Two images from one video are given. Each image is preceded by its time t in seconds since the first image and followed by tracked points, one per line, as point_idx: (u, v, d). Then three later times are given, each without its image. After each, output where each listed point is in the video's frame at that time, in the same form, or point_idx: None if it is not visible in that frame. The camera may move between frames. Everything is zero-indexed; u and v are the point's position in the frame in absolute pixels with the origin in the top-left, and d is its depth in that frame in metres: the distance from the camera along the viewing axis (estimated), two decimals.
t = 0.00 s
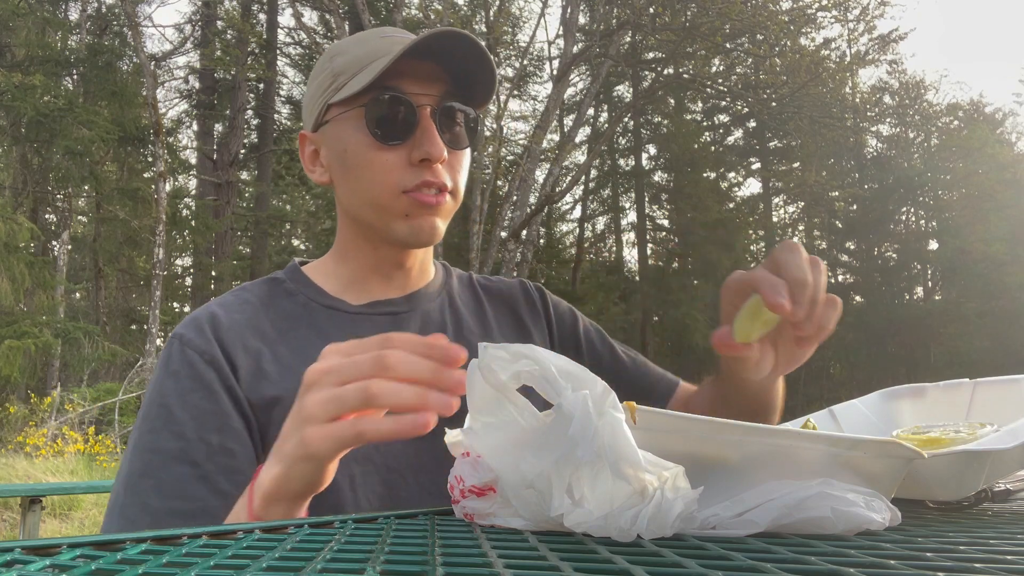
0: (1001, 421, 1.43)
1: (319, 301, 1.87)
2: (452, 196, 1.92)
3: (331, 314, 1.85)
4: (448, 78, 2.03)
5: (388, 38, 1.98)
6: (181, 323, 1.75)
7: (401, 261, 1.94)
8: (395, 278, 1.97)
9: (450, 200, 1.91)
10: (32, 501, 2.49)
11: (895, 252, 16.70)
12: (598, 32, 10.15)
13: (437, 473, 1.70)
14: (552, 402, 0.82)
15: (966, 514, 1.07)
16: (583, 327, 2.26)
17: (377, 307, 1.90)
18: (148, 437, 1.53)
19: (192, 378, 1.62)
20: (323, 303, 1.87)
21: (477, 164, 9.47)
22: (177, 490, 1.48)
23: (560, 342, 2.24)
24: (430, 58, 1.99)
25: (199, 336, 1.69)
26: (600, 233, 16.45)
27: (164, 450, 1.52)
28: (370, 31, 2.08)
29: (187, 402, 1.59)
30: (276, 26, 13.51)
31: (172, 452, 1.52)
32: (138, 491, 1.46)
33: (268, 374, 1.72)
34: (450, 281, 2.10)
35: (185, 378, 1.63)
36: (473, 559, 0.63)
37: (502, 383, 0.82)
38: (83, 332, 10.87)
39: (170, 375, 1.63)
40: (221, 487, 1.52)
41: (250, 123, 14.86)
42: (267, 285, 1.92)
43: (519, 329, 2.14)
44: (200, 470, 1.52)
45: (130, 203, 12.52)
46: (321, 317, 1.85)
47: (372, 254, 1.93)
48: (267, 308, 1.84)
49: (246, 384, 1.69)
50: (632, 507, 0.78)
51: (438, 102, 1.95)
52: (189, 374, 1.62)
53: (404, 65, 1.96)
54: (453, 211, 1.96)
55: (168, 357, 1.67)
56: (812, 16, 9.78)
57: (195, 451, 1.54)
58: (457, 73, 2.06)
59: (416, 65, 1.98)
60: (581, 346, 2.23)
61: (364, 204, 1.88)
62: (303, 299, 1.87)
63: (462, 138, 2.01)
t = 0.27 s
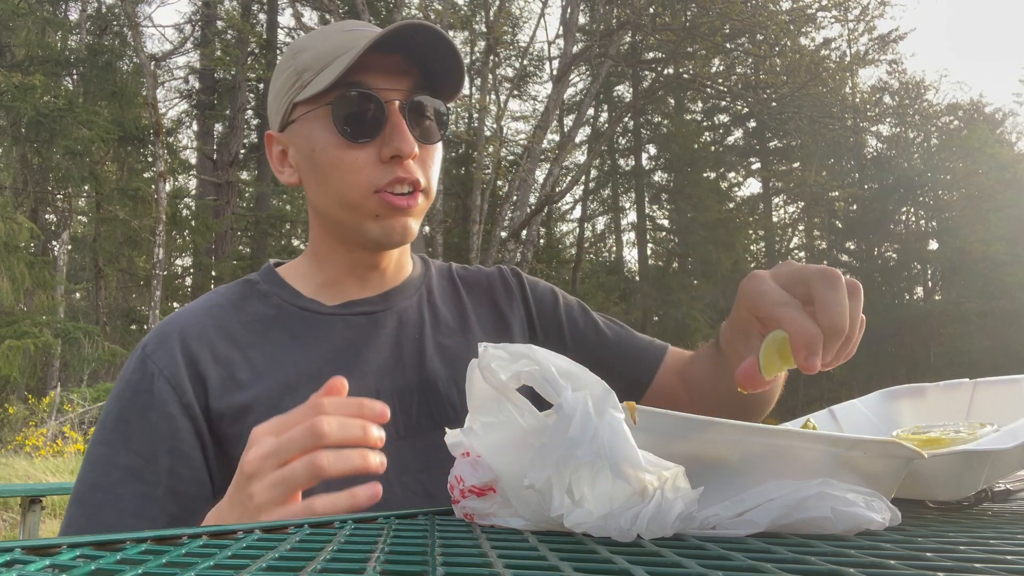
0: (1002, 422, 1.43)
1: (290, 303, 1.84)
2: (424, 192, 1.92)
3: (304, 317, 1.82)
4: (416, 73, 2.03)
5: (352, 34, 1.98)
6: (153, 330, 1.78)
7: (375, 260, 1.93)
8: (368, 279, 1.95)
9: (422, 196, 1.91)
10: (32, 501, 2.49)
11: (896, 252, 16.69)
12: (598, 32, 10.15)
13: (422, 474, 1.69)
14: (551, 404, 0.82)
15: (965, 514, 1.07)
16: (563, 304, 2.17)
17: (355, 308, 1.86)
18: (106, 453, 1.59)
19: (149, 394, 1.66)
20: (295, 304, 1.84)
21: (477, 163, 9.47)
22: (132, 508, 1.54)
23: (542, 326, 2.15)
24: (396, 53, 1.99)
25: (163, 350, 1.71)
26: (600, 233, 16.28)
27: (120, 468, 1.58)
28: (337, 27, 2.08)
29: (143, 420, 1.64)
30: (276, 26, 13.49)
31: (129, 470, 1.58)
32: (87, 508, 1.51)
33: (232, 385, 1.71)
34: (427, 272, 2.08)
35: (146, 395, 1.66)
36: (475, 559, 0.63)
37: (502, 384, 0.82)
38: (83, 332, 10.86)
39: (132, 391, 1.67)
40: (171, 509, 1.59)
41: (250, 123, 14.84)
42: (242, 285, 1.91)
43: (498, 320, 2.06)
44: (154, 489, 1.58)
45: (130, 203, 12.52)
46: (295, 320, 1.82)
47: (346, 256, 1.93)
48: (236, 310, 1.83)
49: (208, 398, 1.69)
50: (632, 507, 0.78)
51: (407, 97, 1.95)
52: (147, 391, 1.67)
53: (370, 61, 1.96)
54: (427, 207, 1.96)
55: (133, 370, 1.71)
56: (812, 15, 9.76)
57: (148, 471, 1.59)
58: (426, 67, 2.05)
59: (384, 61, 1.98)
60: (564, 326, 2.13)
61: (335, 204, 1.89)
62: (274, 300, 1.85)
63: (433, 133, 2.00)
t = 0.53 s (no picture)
0: (1001, 421, 1.43)
1: (270, 307, 1.85)
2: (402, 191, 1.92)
3: (285, 320, 1.83)
4: (389, 69, 2.00)
5: (320, 33, 1.96)
6: (135, 342, 1.80)
7: (354, 262, 1.93)
8: (349, 277, 1.95)
9: (400, 195, 1.91)
10: (33, 501, 2.48)
11: (896, 252, 16.69)
12: (598, 32, 10.14)
13: (409, 474, 1.69)
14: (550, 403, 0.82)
15: (964, 514, 1.07)
16: (548, 295, 2.14)
17: (336, 310, 1.86)
18: (93, 468, 1.68)
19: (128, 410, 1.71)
20: (275, 309, 1.84)
21: (478, 163, 9.47)
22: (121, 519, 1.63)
23: (527, 320, 2.12)
24: (368, 51, 1.98)
25: (141, 364, 1.73)
26: (600, 234, 16.28)
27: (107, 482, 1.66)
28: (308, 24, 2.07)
29: (124, 436, 1.69)
30: (276, 26, 13.48)
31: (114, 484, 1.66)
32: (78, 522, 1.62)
33: (212, 395, 1.73)
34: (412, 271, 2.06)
35: (128, 410, 1.71)
36: (475, 559, 0.63)
37: (503, 384, 0.83)
38: (83, 332, 10.85)
39: (115, 406, 1.73)
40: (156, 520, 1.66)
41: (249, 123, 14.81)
42: (223, 289, 1.92)
43: (482, 315, 2.04)
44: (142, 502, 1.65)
45: (130, 203, 12.51)
46: (273, 324, 1.82)
47: (324, 258, 1.94)
48: (214, 316, 1.84)
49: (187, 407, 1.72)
50: (631, 507, 0.78)
51: (380, 94, 1.93)
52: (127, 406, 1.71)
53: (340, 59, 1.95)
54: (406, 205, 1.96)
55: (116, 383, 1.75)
56: (812, 15, 9.77)
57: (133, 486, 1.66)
58: (400, 63, 2.04)
59: (355, 59, 1.96)
60: (549, 318, 2.10)
61: (312, 207, 1.91)
62: (254, 305, 1.86)
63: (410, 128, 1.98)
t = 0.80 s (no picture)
0: (1002, 421, 1.43)
1: (262, 311, 1.85)
2: (388, 192, 1.92)
3: (277, 324, 1.83)
4: (373, 68, 1.99)
5: (303, 35, 1.96)
6: (129, 350, 1.81)
7: (344, 263, 1.93)
8: (340, 279, 1.95)
9: (386, 196, 1.90)
10: (33, 501, 2.48)
11: (895, 252, 16.72)
12: (598, 32, 10.15)
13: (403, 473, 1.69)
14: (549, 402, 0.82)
15: (965, 513, 1.07)
16: (541, 289, 2.14)
17: (328, 311, 1.86)
18: (85, 477, 1.68)
19: (120, 417, 1.71)
20: (266, 312, 1.85)
21: (478, 163, 9.47)
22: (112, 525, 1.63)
23: (520, 315, 2.11)
24: (351, 51, 1.97)
25: (133, 372, 1.74)
26: (601, 233, 16.31)
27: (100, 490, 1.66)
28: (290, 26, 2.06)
29: (116, 442, 1.69)
30: (276, 26, 13.47)
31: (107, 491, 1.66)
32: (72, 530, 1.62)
33: (203, 400, 1.73)
34: (405, 271, 2.05)
35: (120, 419, 1.71)
36: (477, 559, 0.63)
37: (501, 383, 0.83)
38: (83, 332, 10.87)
39: (106, 413, 1.73)
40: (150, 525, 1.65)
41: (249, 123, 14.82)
42: (214, 295, 1.92)
43: (475, 314, 2.04)
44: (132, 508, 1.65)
45: (130, 204, 12.50)
46: (263, 327, 1.82)
47: (315, 260, 1.94)
48: (205, 322, 1.84)
49: (180, 413, 1.72)
50: (632, 507, 0.78)
51: (363, 95, 1.92)
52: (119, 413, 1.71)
53: (323, 61, 1.94)
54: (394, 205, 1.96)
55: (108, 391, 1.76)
56: (812, 15, 9.77)
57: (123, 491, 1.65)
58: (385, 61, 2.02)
59: (338, 60, 1.96)
60: (541, 312, 2.09)
61: (299, 210, 1.91)
62: (246, 309, 1.86)
63: (395, 129, 1.97)
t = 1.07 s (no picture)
0: (1003, 421, 1.43)
1: (264, 311, 1.85)
2: (388, 198, 1.93)
3: (279, 324, 1.83)
4: (379, 75, 2.01)
5: (311, 40, 1.97)
6: (133, 350, 1.81)
7: (344, 267, 1.93)
8: (340, 281, 1.95)
9: (386, 202, 1.92)
10: (33, 501, 2.48)
11: (895, 252, 16.75)
12: (598, 32, 10.15)
13: (402, 472, 1.70)
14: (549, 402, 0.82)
15: (965, 514, 1.07)
16: (534, 293, 2.14)
17: (329, 311, 1.86)
18: (92, 475, 1.68)
19: (125, 417, 1.71)
20: (268, 313, 1.85)
21: (478, 164, 9.46)
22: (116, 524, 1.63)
23: (512, 318, 2.12)
24: (358, 58, 1.98)
25: (139, 372, 1.74)
26: (600, 234, 16.08)
27: (107, 488, 1.66)
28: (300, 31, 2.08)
29: (120, 442, 1.70)
30: (276, 26, 13.46)
31: (114, 489, 1.66)
32: (80, 526, 1.62)
33: (206, 399, 1.72)
34: (406, 273, 2.06)
35: (126, 418, 1.71)
36: (477, 559, 0.63)
37: (501, 383, 0.83)
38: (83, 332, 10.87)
39: (110, 412, 1.73)
40: (155, 523, 1.65)
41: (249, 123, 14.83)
42: (218, 296, 1.93)
43: (474, 316, 2.04)
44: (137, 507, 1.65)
45: (130, 204, 12.49)
46: (266, 328, 1.82)
47: (316, 264, 1.96)
48: (208, 322, 1.84)
49: (182, 413, 1.72)
50: (631, 507, 0.78)
51: (368, 101, 1.94)
52: (123, 413, 1.72)
53: (330, 67, 1.96)
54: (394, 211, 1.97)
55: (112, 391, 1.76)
56: (812, 15, 9.75)
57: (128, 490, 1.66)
58: (390, 69, 2.03)
59: (345, 66, 1.97)
60: (532, 315, 2.10)
61: (301, 212, 1.93)
62: (248, 310, 1.86)
63: (399, 136, 1.99)
